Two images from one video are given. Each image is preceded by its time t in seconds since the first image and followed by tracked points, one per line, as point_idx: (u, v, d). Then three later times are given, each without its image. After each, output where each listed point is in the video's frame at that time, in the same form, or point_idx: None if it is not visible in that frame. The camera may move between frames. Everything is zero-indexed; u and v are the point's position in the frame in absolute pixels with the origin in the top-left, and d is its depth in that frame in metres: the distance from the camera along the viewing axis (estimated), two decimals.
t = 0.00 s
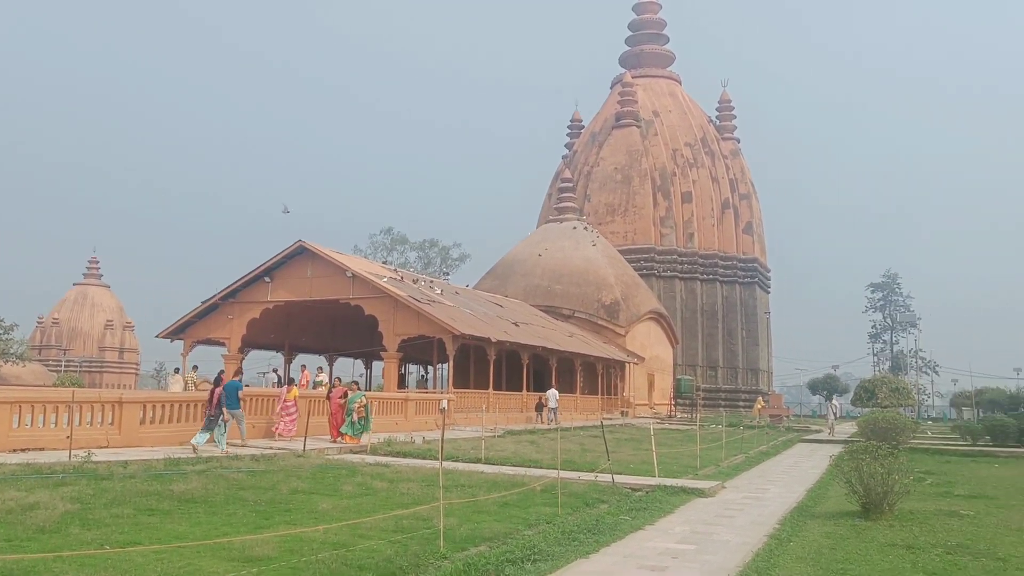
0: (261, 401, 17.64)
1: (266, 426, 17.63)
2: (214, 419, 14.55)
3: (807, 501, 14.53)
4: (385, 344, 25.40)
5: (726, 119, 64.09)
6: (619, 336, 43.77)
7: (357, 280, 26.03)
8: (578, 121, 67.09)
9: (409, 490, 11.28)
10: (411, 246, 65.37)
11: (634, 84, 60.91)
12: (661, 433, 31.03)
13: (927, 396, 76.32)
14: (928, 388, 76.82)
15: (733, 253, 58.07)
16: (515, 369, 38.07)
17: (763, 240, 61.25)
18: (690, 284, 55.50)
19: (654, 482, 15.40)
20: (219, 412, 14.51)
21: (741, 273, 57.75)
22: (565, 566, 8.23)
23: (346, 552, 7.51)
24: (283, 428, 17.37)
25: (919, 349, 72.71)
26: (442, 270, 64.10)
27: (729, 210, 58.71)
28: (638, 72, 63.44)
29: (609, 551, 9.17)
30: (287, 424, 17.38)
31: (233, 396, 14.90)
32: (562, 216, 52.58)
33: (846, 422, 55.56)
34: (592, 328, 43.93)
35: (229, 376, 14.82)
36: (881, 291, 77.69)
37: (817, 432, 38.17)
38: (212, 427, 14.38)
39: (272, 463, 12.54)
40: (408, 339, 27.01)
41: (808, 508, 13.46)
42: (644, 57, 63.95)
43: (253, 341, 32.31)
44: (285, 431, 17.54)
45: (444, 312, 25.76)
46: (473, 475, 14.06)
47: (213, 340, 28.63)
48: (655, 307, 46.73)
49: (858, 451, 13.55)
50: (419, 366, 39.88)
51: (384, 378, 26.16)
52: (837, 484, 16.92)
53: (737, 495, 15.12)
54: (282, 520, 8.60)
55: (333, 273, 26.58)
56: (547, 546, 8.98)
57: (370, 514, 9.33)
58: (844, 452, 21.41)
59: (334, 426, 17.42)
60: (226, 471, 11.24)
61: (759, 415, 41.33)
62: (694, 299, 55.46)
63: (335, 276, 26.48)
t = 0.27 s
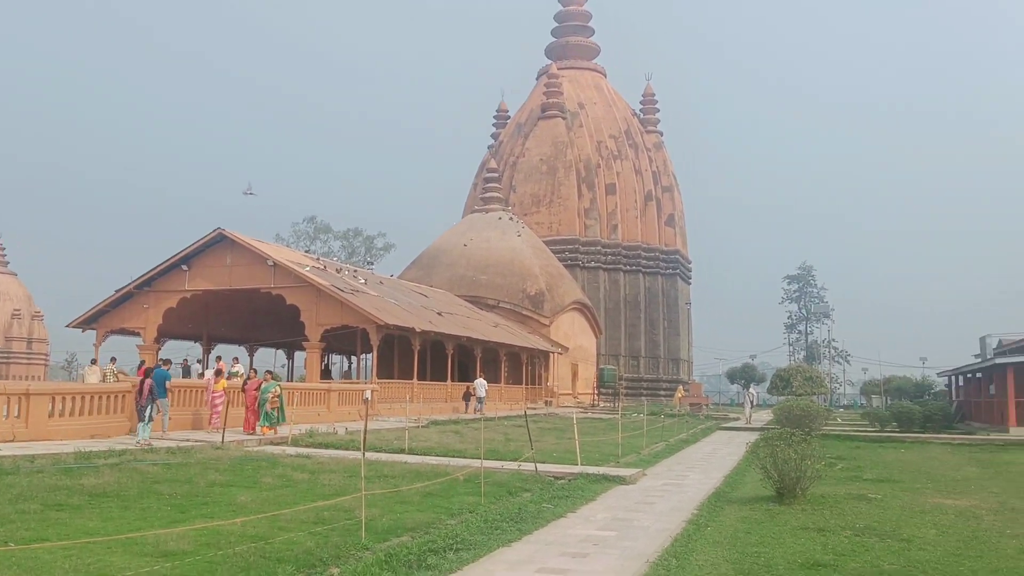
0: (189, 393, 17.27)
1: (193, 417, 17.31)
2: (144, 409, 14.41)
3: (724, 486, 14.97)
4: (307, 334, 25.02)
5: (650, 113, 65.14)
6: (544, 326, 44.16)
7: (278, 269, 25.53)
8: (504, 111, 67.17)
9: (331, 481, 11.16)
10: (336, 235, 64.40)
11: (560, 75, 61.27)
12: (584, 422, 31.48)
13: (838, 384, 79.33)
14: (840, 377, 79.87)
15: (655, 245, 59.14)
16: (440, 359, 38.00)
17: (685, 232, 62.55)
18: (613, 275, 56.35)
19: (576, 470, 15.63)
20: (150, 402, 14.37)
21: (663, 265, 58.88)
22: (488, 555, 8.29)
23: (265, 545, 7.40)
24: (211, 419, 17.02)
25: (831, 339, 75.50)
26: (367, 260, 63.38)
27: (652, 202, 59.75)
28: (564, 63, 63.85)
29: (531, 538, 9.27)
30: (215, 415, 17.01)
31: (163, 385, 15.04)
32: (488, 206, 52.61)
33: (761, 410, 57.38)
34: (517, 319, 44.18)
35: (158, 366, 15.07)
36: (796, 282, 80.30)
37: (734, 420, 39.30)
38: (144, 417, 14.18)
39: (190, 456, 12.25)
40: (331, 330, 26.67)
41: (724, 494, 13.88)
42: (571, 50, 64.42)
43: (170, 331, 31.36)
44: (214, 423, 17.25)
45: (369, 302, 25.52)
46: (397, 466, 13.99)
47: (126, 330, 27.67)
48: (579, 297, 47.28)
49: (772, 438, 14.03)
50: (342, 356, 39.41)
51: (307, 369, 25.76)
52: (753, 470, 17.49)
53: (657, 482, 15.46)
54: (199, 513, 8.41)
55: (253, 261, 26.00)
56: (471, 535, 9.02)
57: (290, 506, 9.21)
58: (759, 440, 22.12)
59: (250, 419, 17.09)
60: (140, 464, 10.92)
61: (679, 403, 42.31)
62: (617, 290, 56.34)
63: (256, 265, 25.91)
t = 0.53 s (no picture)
0: (91, 384, 16.71)
1: (96, 409, 16.72)
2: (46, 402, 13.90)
3: (628, 472, 15.24)
4: (208, 324, 24.17)
5: (558, 103, 65.63)
6: (453, 315, 44.03)
7: (176, 256, 24.53)
8: (413, 98, 66.44)
9: (232, 474, 10.79)
10: (239, 222, 62.41)
11: (469, 63, 61.02)
12: (492, 410, 31.62)
13: (738, 371, 82.05)
14: (740, 364, 82.61)
15: (563, 234, 59.69)
16: (347, 349, 37.39)
17: (592, 222, 63.38)
18: (522, 264, 56.75)
19: (484, 458, 15.63)
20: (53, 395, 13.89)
21: (571, 255, 59.53)
22: (394, 544, 8.17)
23: (160, 540, 7.09)
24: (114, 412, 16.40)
25: (732, 327, 77.99)
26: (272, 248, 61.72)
27: (560, 192, 60.27)
28: (473, 51, 63.60)
29: (438, 527, 9.19)
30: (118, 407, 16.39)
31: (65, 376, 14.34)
32: (397, 194, 52.00)
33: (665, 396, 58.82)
34: (425, 308, 43.87)
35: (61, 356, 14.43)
36: (699, 272, 82.55)
37: (639, 406, 40.13)
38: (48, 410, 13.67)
39: (79, 450, 11.64)
40: (233, 319, 25.84)
41: (629, 479, 14.13)
42: (480, 38, 64.20)
43: (58, 321, 29.77)
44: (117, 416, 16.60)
45: (273, 291, 24.83)
46: (301, 457, 13.65)
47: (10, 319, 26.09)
48: (488, 286, 47.32)
49: (675, 423, 14.34)
50: (245, 346, 38.30)
51: (207, 360, 24.91)
52: (657, 455, 17.88)
53: (564, 468, 15.61)
54: (89, 510, 7.98)
55: (150, 248, 24.91)
56: (376, 525, 8.88)
57: (187, 500, 8.85)
58: (662, 426, 22.63)
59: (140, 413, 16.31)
60: (23, 460, 10.30)
61: (586, 390, 42.90)
62: (526, 279, 56.70)
63: (152, 252, 24.82)
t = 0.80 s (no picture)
0: None
1: None
2: None
3: (522, 457, 15.32)
4: (87, 309, 22.87)
5: (456, 90, 65.35)
6: (347, 302, 43.26)
7: (51, 238, 23.03)
8: (307, 79, 64.76)
9: (111, 466, 10.23)
10: (121, 204, 59.38)
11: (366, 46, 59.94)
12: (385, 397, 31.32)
13: (630, 358, 84.06)
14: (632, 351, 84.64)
15: (460, 221, 59.49)
16: (238, 336, 36.20)
17: (490, 209, 63.45)
18: (418, 251, 56.24)
19: (378, 446, 15.39)
20: None
21: (468, 242, 59.39)
22: (284, 535, 7.91)
23: (29, 537, 6.62)
24: None
25: (624, 315, 79.78)
26: (157, 231, 59.02)
27: (458, 179, 60.02)
28: (370, 34, 62.46)
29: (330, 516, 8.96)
30: None
31: None
32: (290, 177, 50.60)
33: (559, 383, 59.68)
34: (319, 295, 42.93)
35: None
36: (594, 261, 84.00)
37: (534, 393, 40.55)
38: None
39: None
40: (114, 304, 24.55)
41: (523, 464, 14.20)
42: (377, 20, 63.13)
43: None
44: None
45: (158, 276, 23.71)
46: (186, 447, 13.07)
47: None
48: (384, 273, 46.68)
49: (569, 408, 14.51)
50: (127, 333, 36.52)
51: (86, 347, 23.59)
52: (550, 440, 18.06)
53: (459, 455, 15.56)
54: None
55: (21, 228, 23.30)
56: (265, 515, 8.58)
57: (61, 494, 8.33)
58: (556, 412, 22.90)
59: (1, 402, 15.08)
60: None
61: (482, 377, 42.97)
62: (422, 266, 56.30)
63: (24, 233, 23.24)
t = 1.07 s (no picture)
0: None
1: None
2: None
3: (408, 438, 15.15)
4: None
5: (344, 64, 63.86)
6: (228, 280, 41.71)
7: None
8: (186, 47, 61.74)
9: None
10: None
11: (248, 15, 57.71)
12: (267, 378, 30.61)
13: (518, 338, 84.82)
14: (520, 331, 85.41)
15: (348, 199, 58.22)
16: (111, 315, 34.35)
17: (378, 187, 62.44)
18: (303, 229, 54.89)
19: (259, 428, 14.89)
20: None
21: (355, 220, 58.11)
22: (156, 521, 7.52)
23: None
24: None
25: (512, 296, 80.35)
26: (19, 202, 55.11)
27: (345, 155, 58.67)
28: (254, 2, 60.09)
29: (207, 501, 8.58)
30: None
31: None
32: (167, 149, 48.20)
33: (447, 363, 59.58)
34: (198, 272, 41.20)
35: None
36: (482, 242, 84.05)
37: (421, 373, 40.32)
38: None
39: None
40: None
41: (409, 445, 14.04)
42: None
43: None
44: None
45: (20, 249, 22.10)
46: (49, 431, 12.24)
47: None
48: (267, 250, 45.18)
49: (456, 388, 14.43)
50: None
51: None
52: (437, 421, 17.96)
53: (343, 436, 15.25)
54: None
55: None
56: (136, 501, 8.13)
57: None
58: (443, 392, 22.80)
59: None
60: None
61: (368, 357, 42.37)
62: (308, 245, 54.94)
63: None
